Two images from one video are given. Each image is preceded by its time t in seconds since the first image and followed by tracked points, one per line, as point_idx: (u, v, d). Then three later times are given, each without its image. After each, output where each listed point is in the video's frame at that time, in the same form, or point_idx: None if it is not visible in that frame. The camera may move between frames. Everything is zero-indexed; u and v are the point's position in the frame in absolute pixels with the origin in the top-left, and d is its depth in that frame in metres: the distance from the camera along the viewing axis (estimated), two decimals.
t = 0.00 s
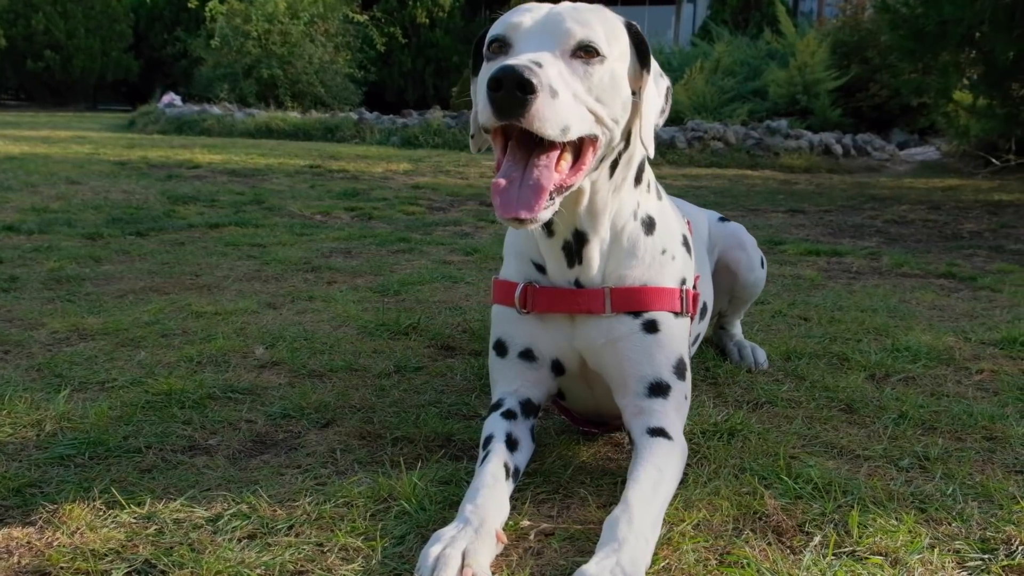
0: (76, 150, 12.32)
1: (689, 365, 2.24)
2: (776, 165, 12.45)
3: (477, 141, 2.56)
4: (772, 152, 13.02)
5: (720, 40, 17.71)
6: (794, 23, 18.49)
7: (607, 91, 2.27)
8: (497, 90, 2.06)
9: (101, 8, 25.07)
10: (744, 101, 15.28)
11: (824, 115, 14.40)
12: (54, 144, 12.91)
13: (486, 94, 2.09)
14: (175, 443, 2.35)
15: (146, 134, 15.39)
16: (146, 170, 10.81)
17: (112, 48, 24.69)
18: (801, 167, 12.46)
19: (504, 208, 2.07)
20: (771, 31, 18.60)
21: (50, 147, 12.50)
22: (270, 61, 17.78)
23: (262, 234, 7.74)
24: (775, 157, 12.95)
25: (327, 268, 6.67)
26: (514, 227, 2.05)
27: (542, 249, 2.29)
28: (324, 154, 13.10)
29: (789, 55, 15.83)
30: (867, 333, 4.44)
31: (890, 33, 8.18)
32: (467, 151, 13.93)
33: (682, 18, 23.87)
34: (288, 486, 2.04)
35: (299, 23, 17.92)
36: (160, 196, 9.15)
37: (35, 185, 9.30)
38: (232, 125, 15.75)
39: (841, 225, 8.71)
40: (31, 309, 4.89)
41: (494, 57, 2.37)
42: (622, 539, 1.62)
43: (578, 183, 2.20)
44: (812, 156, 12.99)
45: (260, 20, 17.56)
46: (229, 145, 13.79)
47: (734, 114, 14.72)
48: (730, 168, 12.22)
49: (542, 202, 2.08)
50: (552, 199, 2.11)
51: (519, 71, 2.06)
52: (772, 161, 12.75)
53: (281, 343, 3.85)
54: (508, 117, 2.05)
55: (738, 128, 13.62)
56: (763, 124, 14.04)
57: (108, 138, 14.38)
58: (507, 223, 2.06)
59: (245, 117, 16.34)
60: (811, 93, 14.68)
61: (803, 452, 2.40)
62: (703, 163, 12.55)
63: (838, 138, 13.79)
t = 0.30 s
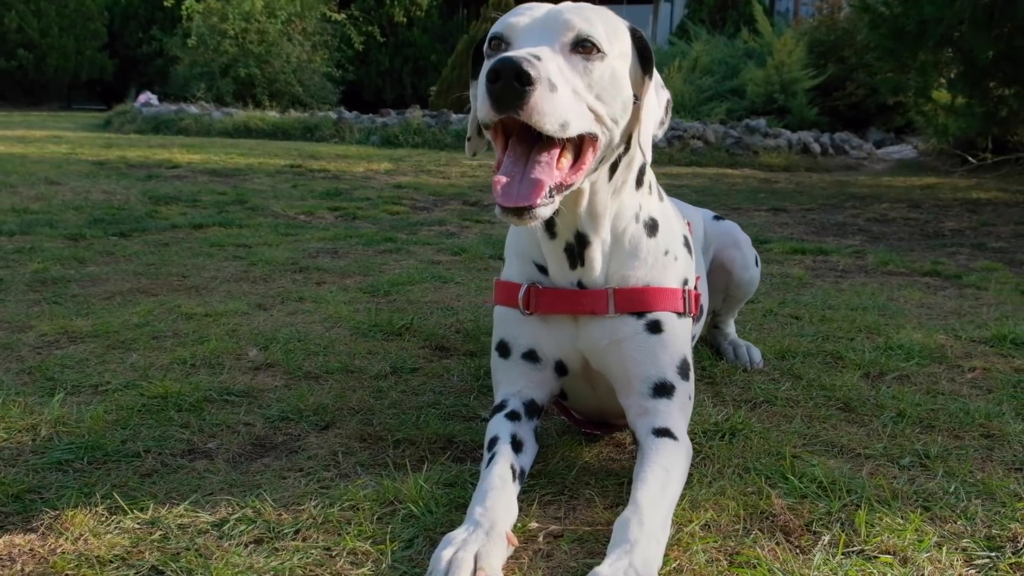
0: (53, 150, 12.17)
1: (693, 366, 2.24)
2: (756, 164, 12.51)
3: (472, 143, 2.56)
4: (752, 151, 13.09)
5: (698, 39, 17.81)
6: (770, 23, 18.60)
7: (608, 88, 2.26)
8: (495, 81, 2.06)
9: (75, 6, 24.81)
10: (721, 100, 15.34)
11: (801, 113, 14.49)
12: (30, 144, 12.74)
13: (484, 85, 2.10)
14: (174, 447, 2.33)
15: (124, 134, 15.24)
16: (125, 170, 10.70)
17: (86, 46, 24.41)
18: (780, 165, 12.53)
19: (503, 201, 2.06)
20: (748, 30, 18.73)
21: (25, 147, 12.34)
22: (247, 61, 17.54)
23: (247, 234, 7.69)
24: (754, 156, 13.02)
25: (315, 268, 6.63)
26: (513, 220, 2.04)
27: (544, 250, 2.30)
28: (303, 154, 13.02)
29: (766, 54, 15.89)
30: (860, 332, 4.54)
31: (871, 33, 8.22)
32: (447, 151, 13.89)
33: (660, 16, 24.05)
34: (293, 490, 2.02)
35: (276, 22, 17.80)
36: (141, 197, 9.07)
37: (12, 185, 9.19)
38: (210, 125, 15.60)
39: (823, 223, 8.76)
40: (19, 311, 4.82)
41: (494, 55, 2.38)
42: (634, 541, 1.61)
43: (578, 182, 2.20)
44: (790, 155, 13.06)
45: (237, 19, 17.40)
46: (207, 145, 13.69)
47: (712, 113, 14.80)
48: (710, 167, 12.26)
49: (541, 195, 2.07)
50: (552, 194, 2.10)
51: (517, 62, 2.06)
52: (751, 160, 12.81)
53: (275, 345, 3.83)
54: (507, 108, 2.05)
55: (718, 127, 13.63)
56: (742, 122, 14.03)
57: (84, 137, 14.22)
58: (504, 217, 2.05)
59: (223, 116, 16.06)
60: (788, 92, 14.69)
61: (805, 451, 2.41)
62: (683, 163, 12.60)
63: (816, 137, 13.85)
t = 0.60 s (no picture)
0: (29, 150, 12.03)
1: (696, 367, 2.26)
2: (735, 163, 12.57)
3: (477, 141, 2.59)
4: (731, 151, 13.15)
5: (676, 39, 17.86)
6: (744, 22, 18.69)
7: (603, 84, 2.24)
8: (481, 73, 2.04)
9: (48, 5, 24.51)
10: (699, 100, 15.39)
11: (778, 113, 14.59)
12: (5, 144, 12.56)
13: (470, 78, 2.08)
14: (173, 452, 2.31)
15: (100, 134, 15.07)
16: (104, 170, 10.60)
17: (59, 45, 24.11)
18: (759, 165, 12.61)
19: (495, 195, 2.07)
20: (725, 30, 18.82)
21: None
22: (224, 59, 17.41)
23: (231, 235, 7.64)
24: (732, 155, 13.07)
25: (303, 270, 6.59)
26: (506, 211, 2.04)
27: (547, 252, 2.33)
28: (282, 154, 12.94)
29: (743, 54, 15.96)
30: (851, 332, 4.62)
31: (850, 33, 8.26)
32: (428, 151, 13.85)
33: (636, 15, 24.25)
34: (297, 495, 2.01)
35: (253, 22, 17.75)
36: (122, 197, 9.00)
37: None
38: (187, 124, 15.49)
39: (806, 222, 8.81)
40: (4, 314, 4.77)
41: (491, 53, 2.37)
42: (646, 542, 1.61)
43: (575, 176, 2.21)
44: (768, 155, 13.15)
45: (213, 17, 17.35)
46: (185, 145, 13.57)
47: (693, 113, 14.86)
48: (689, 167, 12.31)
49: (534, 186, 2.07)
50: (546, 186, 2.10)
51: (503, 53, 2.05)
52: (731, 159, 12.86)
53: (268, 348, 3.80)
54: (494, 101, 2.04)
55: (698, 128, 13.71)
56: (721, 122, 14.12)
57: (59, 137, 14.05)
58: (498, 211, 2.05)
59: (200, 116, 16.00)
60: (765, 92, 14.78)
61: (806, 451, 2.43)
62: (665, 162, 12.64)
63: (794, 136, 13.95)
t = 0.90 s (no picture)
0: (2, 150, 11.86)
1: (700, 370, 2.28)
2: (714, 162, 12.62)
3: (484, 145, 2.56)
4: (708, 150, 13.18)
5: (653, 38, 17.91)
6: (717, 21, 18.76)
7: (600, 86, 2.18)
8: (474, 73, 1.98)
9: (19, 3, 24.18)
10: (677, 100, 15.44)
11: (755, 112, 14.68)
12: None
13: (464, 79, 2.02)
14: (173, 458, 2.28)
15: (74, 133, 14.88)
16: (81, 170, 10.50)
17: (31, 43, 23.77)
18: (737, 164, 12.68)
19: (488, 197, 2.02)
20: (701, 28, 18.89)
21: None
22: (199, 58, 17.23)
23: (214, 236, 7.58)
24: (711, 155, 13.12)
25: (290, 272, 6.55)
26: (500, 214, 2.00)
27: (550, 255, 2.35)
28: (261, 153, 12.86)
29: (719, 54, 16.04)
30: (842, 333, 4.68)
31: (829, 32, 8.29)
32: (407, 151, 13.81)
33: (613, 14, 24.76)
34: (301, 501, 1.99)
35: (228, 20, 17.66)
36: (101, 198, 8.91)
37: None
38: (163, 123, 15.34)
39: (788, 222, 8.86)
40: None
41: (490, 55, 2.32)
42: (658, 547, 1.62)
43: (573, 178, 2.17)
44: (746, 153, 13.23)
45: (188, 16, 17.25)
46: (162, 144, 13.44)
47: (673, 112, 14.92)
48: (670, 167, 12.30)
49: (530, 187, 2.03)
50: (541, 187, 2.05)
51: (496, 52, 1.98)
52: (709, 158, 12.89)
53: (263, 352, 3.77)
54: (487, 101, 1.98)
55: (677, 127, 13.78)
56: (699, 121, 14.20)
57: (33, 137, 13.86)
58: (493, 212, 2.01)
59: (176, 115, 15.87)
60: (741, 91, 14.83)
61: (806, 453, 2.44)
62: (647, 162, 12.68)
63: (771, 135, 14.08)
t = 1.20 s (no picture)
0: None
1: (700, 372, 2.30)
2: (687, 163, 12.70)
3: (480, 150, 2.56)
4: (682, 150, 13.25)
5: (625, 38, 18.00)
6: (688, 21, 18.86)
7: (598, 92, 2.15)
8: (475, 82, 1.96)
9: None
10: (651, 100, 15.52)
11: (726, 112, 14.79)
12: None
13: (464, 89, 2.00)
14: (170, 467, 2.26)
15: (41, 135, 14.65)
16: (52, 173, 10.37)
17: None
18: (710, 164, 12.78)
19: (488, 207, 1.97)
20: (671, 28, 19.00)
21: None
22: (169, 58, 17.01)
23: (193, 240, 7.51)
24: (684, 155, 13.19)
25: (273, 276, 6.51)
26: (501, 223, 1.95)
27: (547, 260, 2.37)
28: (233, 154, 12.77)
29: (689, 54, 16.14)
30: (827, 333, 4.75)
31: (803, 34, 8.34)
32: (381, 151, 13.77)
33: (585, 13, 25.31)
34: (303, 510, 1.98)
35: (199, 19, 17.51)
36: (75, 201, 8.80)
37: None
38: (133, 124, 15.17)
39: (765, 222, 8.93)
40: None
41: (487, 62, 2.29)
42: (666, 553, 1.63)
43: (570, 184, 2.14)
44: (718, 153, 13.33)
45: (157, 16, 17.05)
46: (132, 146, 13.30)
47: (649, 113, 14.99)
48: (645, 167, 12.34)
49: (530, 196, 1.99)
50: (540, 195, 2.02)
51: (496, 62, 1.96)
52: (682, 158, 12.95)
53: (252, 358, 3.74)
54: (487, 110, 1.96)
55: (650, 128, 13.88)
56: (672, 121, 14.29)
57: None
58: (491, 221, 1.97)
59: (146, 116, 15.68)
60: (713, 91, 14.90)
61: (802, 455, 2.47)
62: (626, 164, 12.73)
63: (743, 134, 14.22)
